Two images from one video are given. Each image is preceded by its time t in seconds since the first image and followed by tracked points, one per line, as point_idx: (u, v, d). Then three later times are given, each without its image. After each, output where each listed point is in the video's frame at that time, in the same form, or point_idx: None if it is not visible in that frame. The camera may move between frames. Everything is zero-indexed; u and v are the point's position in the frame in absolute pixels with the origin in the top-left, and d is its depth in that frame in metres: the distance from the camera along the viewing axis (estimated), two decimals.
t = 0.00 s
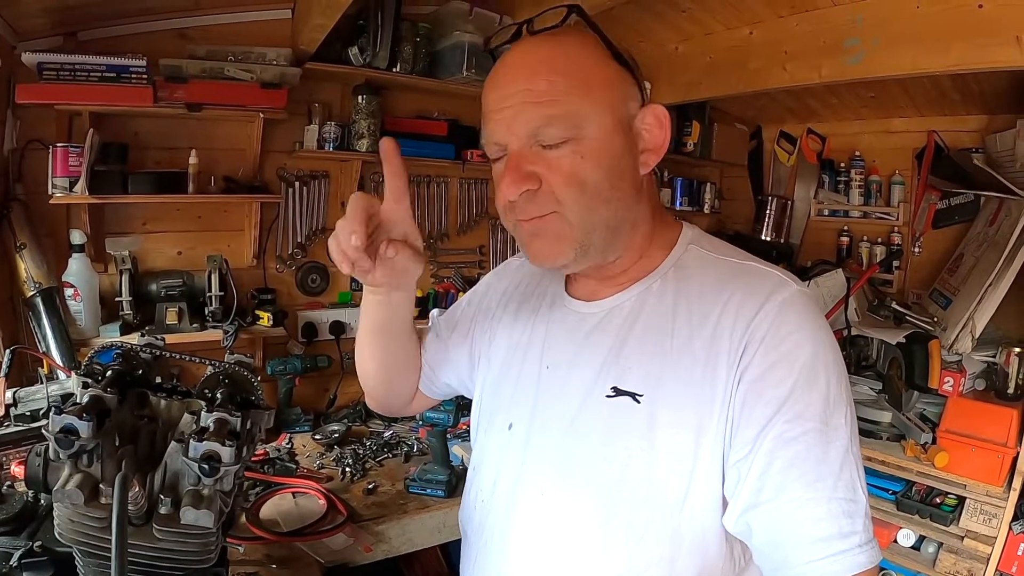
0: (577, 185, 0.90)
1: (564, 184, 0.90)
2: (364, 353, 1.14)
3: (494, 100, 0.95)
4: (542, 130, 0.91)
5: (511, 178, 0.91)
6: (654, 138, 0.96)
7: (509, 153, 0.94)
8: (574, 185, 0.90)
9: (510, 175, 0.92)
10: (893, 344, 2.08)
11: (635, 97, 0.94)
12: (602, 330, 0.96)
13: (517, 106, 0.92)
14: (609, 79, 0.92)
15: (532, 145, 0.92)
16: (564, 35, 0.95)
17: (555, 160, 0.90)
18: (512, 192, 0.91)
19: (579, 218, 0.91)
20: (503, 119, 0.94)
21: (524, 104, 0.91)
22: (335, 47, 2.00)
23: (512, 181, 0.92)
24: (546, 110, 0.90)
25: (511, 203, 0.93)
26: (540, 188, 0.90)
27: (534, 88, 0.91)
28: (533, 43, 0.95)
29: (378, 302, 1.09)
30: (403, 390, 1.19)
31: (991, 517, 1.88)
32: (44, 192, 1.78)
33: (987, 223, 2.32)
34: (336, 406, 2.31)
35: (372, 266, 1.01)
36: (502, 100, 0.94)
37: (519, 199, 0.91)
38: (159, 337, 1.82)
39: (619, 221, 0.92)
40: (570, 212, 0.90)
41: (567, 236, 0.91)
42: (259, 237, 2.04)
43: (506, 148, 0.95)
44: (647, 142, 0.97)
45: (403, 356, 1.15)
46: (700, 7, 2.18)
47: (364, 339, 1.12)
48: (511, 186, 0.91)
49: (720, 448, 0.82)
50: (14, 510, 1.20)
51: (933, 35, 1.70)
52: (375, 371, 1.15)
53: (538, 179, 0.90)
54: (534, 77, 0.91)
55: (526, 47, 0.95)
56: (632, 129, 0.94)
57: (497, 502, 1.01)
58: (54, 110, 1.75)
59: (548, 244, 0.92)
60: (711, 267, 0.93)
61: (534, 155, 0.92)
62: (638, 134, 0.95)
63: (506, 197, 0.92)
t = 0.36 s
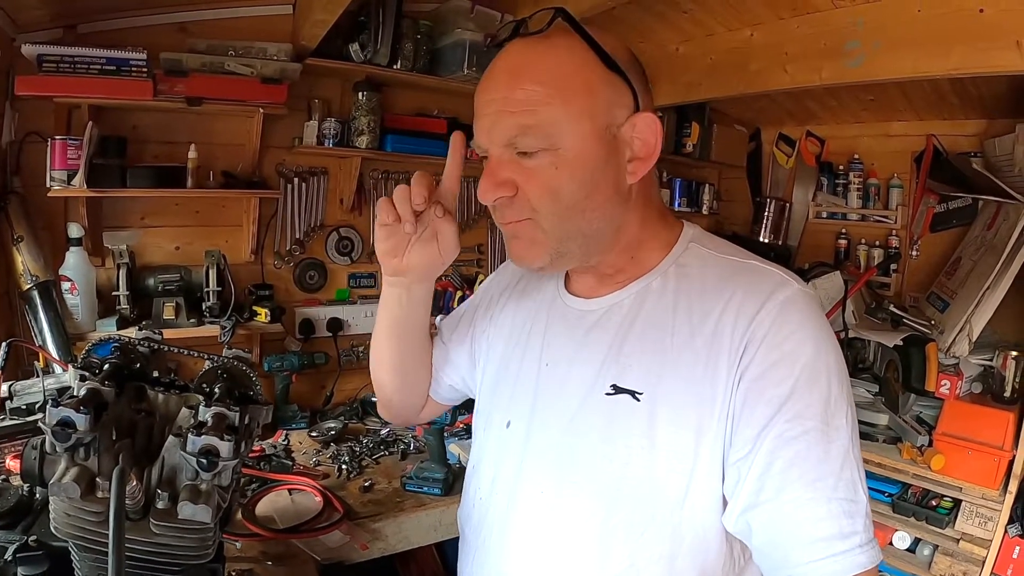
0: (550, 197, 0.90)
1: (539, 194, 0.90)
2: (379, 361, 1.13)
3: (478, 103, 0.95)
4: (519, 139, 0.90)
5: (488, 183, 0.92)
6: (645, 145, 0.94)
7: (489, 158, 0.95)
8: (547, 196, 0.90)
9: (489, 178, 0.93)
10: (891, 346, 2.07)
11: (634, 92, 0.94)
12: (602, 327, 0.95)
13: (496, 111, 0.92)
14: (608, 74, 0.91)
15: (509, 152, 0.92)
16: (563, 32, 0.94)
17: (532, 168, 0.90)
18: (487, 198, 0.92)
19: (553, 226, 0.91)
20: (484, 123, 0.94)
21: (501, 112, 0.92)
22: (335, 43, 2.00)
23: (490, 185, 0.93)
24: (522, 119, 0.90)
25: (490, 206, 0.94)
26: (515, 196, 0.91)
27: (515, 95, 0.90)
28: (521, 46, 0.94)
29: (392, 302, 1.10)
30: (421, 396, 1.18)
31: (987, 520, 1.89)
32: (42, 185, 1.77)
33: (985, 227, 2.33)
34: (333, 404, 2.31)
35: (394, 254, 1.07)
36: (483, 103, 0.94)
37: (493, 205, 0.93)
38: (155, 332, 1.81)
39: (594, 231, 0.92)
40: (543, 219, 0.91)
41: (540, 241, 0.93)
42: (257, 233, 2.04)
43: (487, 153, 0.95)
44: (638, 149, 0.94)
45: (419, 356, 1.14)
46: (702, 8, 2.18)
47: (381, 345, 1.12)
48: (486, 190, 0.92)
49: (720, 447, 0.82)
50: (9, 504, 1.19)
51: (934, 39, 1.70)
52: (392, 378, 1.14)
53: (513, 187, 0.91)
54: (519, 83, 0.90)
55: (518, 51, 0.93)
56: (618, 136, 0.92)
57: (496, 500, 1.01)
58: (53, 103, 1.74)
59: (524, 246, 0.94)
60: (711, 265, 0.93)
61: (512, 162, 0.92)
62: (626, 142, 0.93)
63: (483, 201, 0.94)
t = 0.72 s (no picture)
0: (547, 190, 0.89)
1: (535, 188, 0.90)
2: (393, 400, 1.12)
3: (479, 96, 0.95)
4: (519, 133, 0.90)
5: (485, 173, 0.92)
6: (646, 147, 0.93)
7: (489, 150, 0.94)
8: (544, 190, 0.89)
9: (485, 169, 0.92)
10: (891, 344, 2.08)
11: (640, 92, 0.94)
12: (602, 327, 0.95)
13: (497, 105, 0.92)
14: (612, 72, 0.90)
15: (508, 145, 0.92)
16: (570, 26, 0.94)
17: (530, 162, 0.90)
18: (483, 188, 0.92)
19: (549, 222, 0.91)
20: (485, 117, 0.94)
21: (502, 106, 0.91)
22: (336, 39, 1.99)
23: (486, 176, 0.92)
24: (522, 112, 0.89)
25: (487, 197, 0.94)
26: (512, 187, 0.91)
27: (516, 88, 0.90)
28: (527, 41, 0.93)
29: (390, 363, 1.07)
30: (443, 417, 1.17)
31: (986, 518, 1.90)
32: (39, 183, 1.76)
33: (984, 226, 2.33)
34: (332, 402, 2.30)
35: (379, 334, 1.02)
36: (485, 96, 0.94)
37: (490, 195, 0.92)
38: (154, 331, 1.80)
39: (592, 230, 0.92)
40: (539, 213, 0.91)
41: (536, 240, 0.92)
42: (256, 231, 2.02)
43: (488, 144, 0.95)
44: (638, 151, 0.93)
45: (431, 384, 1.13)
46: (703, 6, 2.17)
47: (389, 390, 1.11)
48: (482, 182, 0.92)
49: (720, 447, 0.82)
50: (9, 506, 1.18)
51: (935, 38, 1.70)
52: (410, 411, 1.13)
53: (511, 178, 0.91)
54: (521, 78, 0.90)
55: (522, 47, 0.93)
56: (620, 136, 0.91)
57: (497, 500, 1.01)
58: (50, 100, 1.72)
59: (520, 242, 0.94)
60: (712, 265, 0.93)
61: (511, 155, 0.92)
62: (627, 142, 0.92)
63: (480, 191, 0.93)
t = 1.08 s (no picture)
0: (574, 178, 0.89)
1: (564, 177, 0.89)
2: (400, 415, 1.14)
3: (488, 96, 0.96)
4: (541, 125, 0.90)
5: (507, 172, 0.91)
6: (653, 140, 0.94)
7: (505, 148, 0.94)
8: (572, 178, 0.89)
9: (506, 167, 0.92)
10: (894, 344, 2.07)
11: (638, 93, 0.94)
12: (602, 328, 0.95)
13: (517, 98, 0.92)
14: (609, 74, 0.91)
15: (529, 140, 0.92)
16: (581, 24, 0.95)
17: (551, 154, 0.90)
18: (507, 186, 0.91)
19: (578, 216, 0.90)
20: (498, 115, 0.94)
21: (521, 99, 0.91)
22: (337, 40, 1.99)
23: (507, 173, 0.91)
24: (544, 104, 0.90)
25: (510, 197, 0.93)
26: (536, 182, 0.90)
27: (532, 83, 0.91)
28: (528, 41, 0.95)
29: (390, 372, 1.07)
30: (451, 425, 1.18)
31: (989, 518, 1.91)
32: (42, 185, 1.76)
33: (988, 225, 2.33)
34: (335, 403, 2.30)
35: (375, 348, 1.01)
36: (496, 94, 0.95)
37: (517, 193, 0.91)
38: (157, 332, 1.80)
39: (619, 220, 0.91)
40: (572, 206, 0.90)
41: (571, 237, 0.91)
42: (258, 231, 2.02)
43: (503, 143, 0.95)
44: (646, 144, 0.95)
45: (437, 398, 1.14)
46: (705, 6, 2.17)
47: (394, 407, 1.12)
48: (507, 179, 0.91)
49: (720, 448, 0.82)
50: (13, 509, 1.18)
51: (938, 37, 1.70)
52: (416, 425, 1.15)
53: (534, 171, 0.90)
54: (531, 74, 0.91)
55: (526, 46, 0.94)
56: (632, 128, 0.93)
57: (498, 500, 1.01)
58: (52, 102, 1.72)
59: (546, 244, 0.92)
60: (710, 265, 0.93)
61: (531, 150, 0.92)
62: (637, 135, 0.94)
63: (503, 191, 0.92)
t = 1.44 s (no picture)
0: (608, 180, 0.91)
1: (596, 179, 0.91)
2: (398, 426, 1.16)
3: (514, 94, 0.96)
4: (576, 122, 0.91)
5: (544, 172, 0.92)
6: (666, 138, 0.98)
7: (537, 146, 0.95)
8: (604, 180, 0.91)
9: (541, 169, 0.92)
10: (894, 346, 2.08)
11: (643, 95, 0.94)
12: (603, 328, 0.95)
13: (551, 95, 0.92)
14: (618, 79, 0.92)
15: (560, 138, 0.93)
16: (608, 24, 0.98)
17: (587, 153, 0.91)
18: (545, 187, 0.91)
19: (610, 216, 0.91)
20: (531, 111, 0.94)
21: (554, 95, 0.92)
22: (340, 36, 1.99)
23: (543, 175, 0.92)
24: (581, 101, 0.91)
25: (542, 199, 0.93)
26: (572, 183, 0.91)
27: (566, 80, 0.92)
28: (544, 41, 0.96)
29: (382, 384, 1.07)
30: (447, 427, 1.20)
31: (988, 519, 1.91)
32: (44, 179, 1.76)
33: (991, 226, 2.32)
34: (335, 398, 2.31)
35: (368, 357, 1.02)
36: (524, 90, 0.95)
37: (552, 195, 0.92)
38: (159, 327, 1.81)
39: (643, 218, 0.93)
40: (601, 208, 0.91)
41: (597, 240, 0.92)
42: (261, 227, 2.02)
43: (534, 140, 0.95)
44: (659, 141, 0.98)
45: (430, 402, 1.16)
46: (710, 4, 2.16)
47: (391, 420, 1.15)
48: (545, 181, 0.91)
49: (721, 448, 0.82)
50: (14, 504, 1.19)
51: (942, 38, 1.69)
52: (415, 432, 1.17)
53: (569, 172, 0.91)
54: (556, 71, 0.92)
55: (548, 41, 0.95)
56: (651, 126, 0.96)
57: (499, 499, 1.01)
58: (55, 97, 1.72)
59: (577, 248, 0.92)
60: (711, 266, 0.93)
61: (565, 148, 0.93)
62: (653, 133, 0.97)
63: (538, 192, 0.92)
